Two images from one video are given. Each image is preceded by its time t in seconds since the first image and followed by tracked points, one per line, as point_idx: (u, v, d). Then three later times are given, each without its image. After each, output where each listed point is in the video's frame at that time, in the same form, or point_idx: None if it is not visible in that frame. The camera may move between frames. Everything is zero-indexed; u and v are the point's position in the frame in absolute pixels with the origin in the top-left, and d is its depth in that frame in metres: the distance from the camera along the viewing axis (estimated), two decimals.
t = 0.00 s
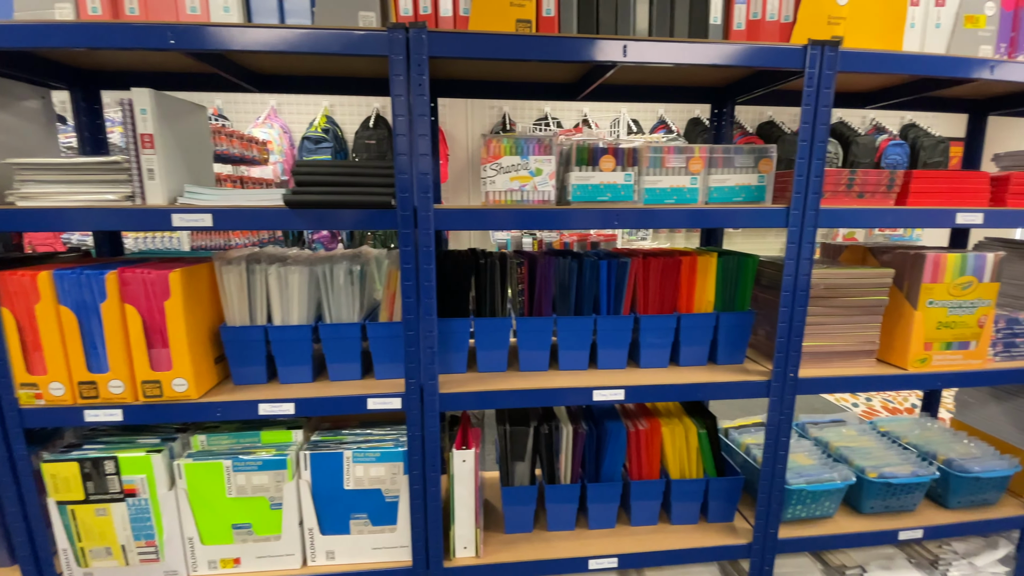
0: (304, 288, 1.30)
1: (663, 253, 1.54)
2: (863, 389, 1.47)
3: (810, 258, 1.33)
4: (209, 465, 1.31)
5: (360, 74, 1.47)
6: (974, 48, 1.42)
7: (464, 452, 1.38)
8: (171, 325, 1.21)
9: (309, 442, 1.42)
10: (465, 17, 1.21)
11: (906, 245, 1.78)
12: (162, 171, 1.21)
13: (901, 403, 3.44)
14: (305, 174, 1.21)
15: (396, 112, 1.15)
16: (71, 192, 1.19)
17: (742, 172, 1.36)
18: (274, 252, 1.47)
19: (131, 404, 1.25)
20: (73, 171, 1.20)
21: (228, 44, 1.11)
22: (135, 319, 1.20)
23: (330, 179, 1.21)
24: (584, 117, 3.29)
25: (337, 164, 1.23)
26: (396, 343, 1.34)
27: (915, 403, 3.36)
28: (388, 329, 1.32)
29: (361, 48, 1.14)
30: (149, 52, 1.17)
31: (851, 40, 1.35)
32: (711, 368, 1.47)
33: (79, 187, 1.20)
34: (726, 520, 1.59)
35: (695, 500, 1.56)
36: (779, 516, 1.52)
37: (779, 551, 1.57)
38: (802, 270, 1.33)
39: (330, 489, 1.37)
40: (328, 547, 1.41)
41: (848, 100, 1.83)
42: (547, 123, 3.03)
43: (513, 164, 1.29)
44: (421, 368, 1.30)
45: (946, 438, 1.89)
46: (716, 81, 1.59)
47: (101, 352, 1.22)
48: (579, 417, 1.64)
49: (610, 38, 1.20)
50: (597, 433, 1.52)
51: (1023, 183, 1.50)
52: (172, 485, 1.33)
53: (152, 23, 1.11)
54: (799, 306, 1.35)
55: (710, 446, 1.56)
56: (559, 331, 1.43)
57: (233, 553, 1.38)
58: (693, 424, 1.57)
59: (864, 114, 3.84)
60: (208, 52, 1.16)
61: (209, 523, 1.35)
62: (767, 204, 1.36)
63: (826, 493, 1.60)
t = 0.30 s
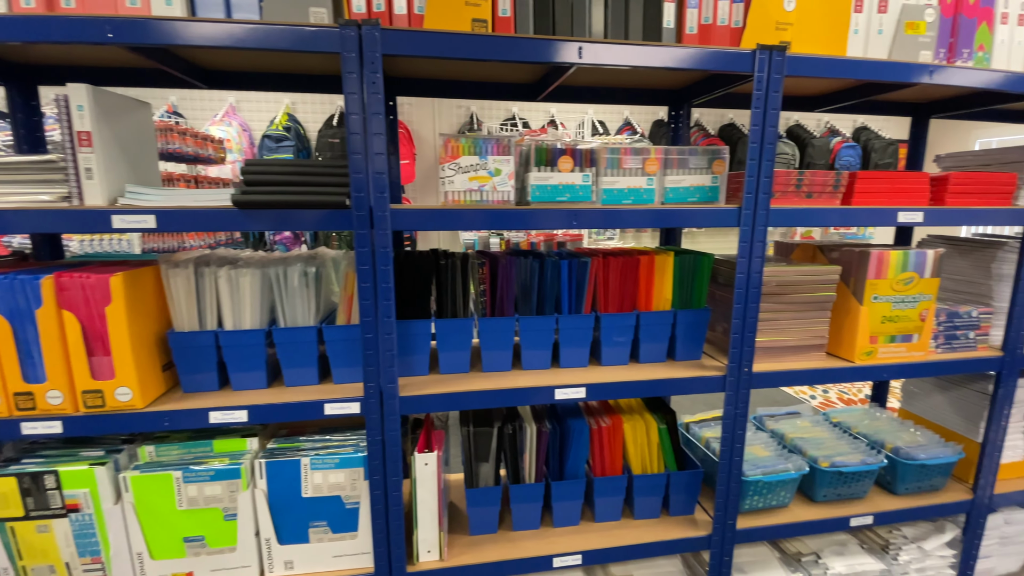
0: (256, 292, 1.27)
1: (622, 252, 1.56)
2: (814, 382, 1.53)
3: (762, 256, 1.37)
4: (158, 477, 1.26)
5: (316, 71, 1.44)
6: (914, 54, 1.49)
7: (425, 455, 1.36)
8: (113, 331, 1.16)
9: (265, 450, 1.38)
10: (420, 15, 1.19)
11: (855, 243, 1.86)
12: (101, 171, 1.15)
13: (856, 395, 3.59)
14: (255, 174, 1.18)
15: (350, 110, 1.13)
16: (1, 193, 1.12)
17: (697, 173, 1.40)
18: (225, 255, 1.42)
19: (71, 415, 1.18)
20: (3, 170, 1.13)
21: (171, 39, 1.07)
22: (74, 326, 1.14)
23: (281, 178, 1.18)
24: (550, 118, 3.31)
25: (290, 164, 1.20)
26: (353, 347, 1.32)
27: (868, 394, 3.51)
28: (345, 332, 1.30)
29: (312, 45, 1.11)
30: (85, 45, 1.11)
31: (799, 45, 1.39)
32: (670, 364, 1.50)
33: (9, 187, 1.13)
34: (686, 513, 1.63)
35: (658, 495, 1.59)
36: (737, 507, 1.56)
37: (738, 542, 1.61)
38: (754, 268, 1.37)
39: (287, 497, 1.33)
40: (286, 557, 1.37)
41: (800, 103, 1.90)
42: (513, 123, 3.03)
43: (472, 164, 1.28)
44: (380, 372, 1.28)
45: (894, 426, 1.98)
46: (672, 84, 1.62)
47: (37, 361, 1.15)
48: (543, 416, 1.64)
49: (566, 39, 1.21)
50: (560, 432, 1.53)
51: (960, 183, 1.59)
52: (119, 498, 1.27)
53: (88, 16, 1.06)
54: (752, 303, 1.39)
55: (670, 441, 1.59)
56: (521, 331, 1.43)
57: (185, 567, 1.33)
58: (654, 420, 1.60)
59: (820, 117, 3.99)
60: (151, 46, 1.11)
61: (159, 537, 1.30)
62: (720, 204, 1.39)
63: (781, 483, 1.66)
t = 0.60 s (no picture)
0: (205, 295, 1.22)
1: (584, 251, 1.58)
2: (769, 376, 1.58)
3: (716, 254, 1.41)
4: (101, 491, 1.20)
5: (269, 66, 1.40)
6: (858, 59, 1.56)
7: (387, 459, 1.33)
8: (48, 339, 1.09)
9: (218, 459, 1.33)
10: (375, 11, 1.17)
11: (806, 241, 1.93)
12: (33, 169, 1.09)
13: (812, 386, 3.74)
14: (201, 172, 1.13)
15: (302, 107, 1.10)
16: None
17: (654, 174, 1.43)
18: (172, 257, 1.37)
19: (3, 429, 1.11)
20: None
21: (107, 29, 1.01)
22: (5, 334, 1.07)
23: (229, 177, 1.14)
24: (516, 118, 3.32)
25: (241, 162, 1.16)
26: (310, 350, 1.28)
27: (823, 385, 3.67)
28: (301, 335, 1.26)
29: (261, 39, 1.07)
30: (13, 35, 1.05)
31: (750, 50, 1.44)
32: (631, 361, 1.53)
33: None
34: (649, 507, 1.66)
35: (621, 490, 1.61)
36: (697, 500, 1.59)
37: (698, 533, 1.65)
38: (710, 266, 1.41)
39: (242, 507, 1.29)
40: (242, 569, 1.32)
41: (754, 106, 1.96)
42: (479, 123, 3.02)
43: (431, 163, 1.26)
44: (338, 376, 1.25)
45: (844, 416, 2.07)
46: (631, 85, 1.65)
47: None
48: (507, 416, 1.64)
49: (523, 39, 1.21)
50: (524, 431, 1.53)
51: (901, 183, 1.67)
52: (59, 515, 1.21)
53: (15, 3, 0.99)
54: (708, 300, 1.43)
55: (633, 437, 1.62)
56: (484, 331, 1.42)
57: None
58: (617, 416, 1.62)
59: (776, 119, 4.14)
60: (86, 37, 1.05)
61: (104, 554, 1.24)
62: (677, 204, 1.43)
63: (739, 474, 1.71)
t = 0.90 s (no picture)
0: (151, 300, 1.17)
1: (546, 252, 1.58)
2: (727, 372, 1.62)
3: (675, 254, 1.44)
4: (41, 508, 1.13)
5: (218, 61, 1.34)
6: (807, 65, 1.62)
7: (348, 466, 1.30)
8: None
9: (169, 471, 1.27)
10: (329, 7, 1.14)
11: (762, 240, 2.00)
12: None
13: (771, 380, 3.88)
14: (144, 172, 1.08)
15: (252, 104, 1.06)
16: None
17: (614, 175, 1.45)
18: (116, 260, 1.30)
19: None
20: None
21: (37, 20, 0.95)
22: None
23: (175, 177, 1.09)
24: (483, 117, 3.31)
25: (188, 161, 1.12)
26: (265, 356, 1.24)
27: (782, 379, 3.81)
28: (255, 341, 1.22)
29: (208, 34, 1.03)
30: None
31: (705, 54, 1.48)
32: (595, 360, 1.55)
33: None
34: (614, 503, 1.68)
35: (586, 488, 1.63)
36: (660, 495, 1.62)
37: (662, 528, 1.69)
38: (669, 265, 1.44)
39: (194, 521, 1.24)
40: None
41: (711, 108, 2.01)
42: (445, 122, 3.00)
43: (390, 162, 1.24)
44: (295, 382, 1.21)
45: (799, 408, 2.16)
46: (591, 87, 1.67)
47: None
48: (472, 417, 1.63)
49: (482, 39, 1.20)
50: (488, 432, 1.53)
51: (847, 185, 1.74)
52: None
53: None
54: (668, 298, 1.46)
55: (597, 434, 1.64)
56: (448, 332, 1.41)
57: None
58: (581, 415, 1.63)
59: (736, 122, 4.26)
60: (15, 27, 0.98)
61: None
62: (637, 205, 1.45)
63: (700, 468, 1.75)
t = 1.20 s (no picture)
0: (98, 304, 1.12)
1: (513, 251, 1.58)
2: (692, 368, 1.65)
3: (639, 253, 1.46)
4: None
5: (169, 55, 1.29)
6: (765, 68, 1.67)
7: (311, 473, 1.27)
8: None
9: (120, 483, 1.22)
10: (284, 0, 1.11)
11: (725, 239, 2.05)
12: None
13: (737, 374, 3.99)
14: (88, 171, 1.03)
15: (202, 99, 1.02)
16: None
17: (580, 175, 1.46)
18: (60, 263, 1.24)
19: None
20: None
21: None
22: None
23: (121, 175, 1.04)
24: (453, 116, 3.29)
25: (138, 159, 1.07)
26: (221, 361, 1.20)
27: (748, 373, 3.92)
28: (211, 345, 1.18)
29: (155, 26, 0.98)
30: None
31: (668, 55, 1.50)
32: (563, 359, 1.56)
33: None
34: (583, 500, 1.69)
35: (555, 487, 1.63)
36: (628, 491, 1.64)
37: (630, 523, 1.71)
38: (634, 264, 1.46)
39: (148, 534, 1.19)
40: None
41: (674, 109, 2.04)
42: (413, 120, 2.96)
43: (350, 160, 1.22)
44: (253, 387, 1.17)
45: (761, 402, 2.22)
46: (557, 87, 1.67)
47: None
48: (441, 419, 1.62)
49: (444, 36, 1.19)
50: (456, 434, 1.52)
51: (804, 185, 1.80)
52: None
53: None
54: (633, 296, 1.48)
55: (566, 433, 1.65)
56: (414, 334, 1.39)
57: None
58: (550, 413, 1.64)
59: (702, 123, 4.36)
60: None
61: None
62: (602, 204, 1.47)
63: (667, 463, 1.78)
